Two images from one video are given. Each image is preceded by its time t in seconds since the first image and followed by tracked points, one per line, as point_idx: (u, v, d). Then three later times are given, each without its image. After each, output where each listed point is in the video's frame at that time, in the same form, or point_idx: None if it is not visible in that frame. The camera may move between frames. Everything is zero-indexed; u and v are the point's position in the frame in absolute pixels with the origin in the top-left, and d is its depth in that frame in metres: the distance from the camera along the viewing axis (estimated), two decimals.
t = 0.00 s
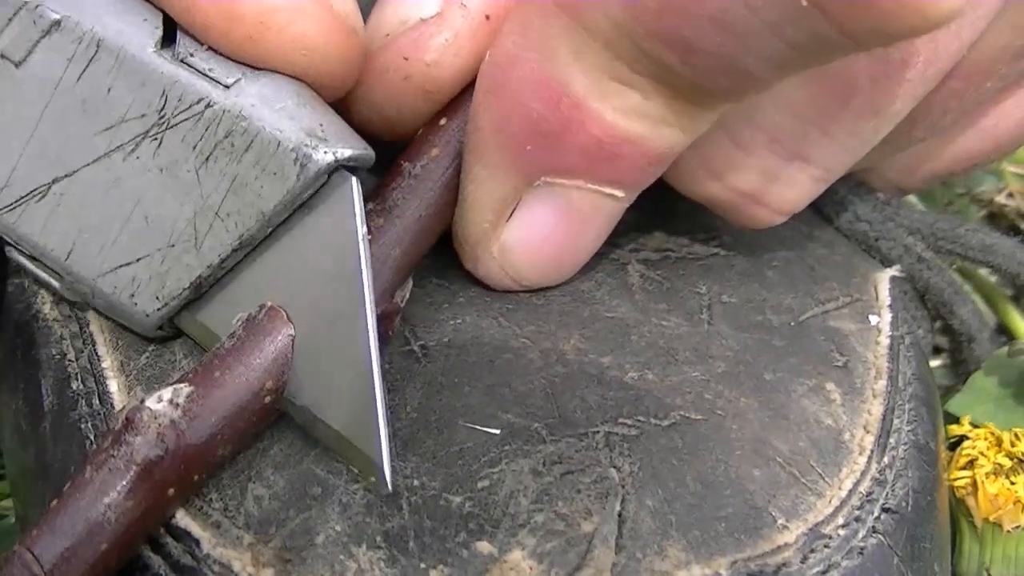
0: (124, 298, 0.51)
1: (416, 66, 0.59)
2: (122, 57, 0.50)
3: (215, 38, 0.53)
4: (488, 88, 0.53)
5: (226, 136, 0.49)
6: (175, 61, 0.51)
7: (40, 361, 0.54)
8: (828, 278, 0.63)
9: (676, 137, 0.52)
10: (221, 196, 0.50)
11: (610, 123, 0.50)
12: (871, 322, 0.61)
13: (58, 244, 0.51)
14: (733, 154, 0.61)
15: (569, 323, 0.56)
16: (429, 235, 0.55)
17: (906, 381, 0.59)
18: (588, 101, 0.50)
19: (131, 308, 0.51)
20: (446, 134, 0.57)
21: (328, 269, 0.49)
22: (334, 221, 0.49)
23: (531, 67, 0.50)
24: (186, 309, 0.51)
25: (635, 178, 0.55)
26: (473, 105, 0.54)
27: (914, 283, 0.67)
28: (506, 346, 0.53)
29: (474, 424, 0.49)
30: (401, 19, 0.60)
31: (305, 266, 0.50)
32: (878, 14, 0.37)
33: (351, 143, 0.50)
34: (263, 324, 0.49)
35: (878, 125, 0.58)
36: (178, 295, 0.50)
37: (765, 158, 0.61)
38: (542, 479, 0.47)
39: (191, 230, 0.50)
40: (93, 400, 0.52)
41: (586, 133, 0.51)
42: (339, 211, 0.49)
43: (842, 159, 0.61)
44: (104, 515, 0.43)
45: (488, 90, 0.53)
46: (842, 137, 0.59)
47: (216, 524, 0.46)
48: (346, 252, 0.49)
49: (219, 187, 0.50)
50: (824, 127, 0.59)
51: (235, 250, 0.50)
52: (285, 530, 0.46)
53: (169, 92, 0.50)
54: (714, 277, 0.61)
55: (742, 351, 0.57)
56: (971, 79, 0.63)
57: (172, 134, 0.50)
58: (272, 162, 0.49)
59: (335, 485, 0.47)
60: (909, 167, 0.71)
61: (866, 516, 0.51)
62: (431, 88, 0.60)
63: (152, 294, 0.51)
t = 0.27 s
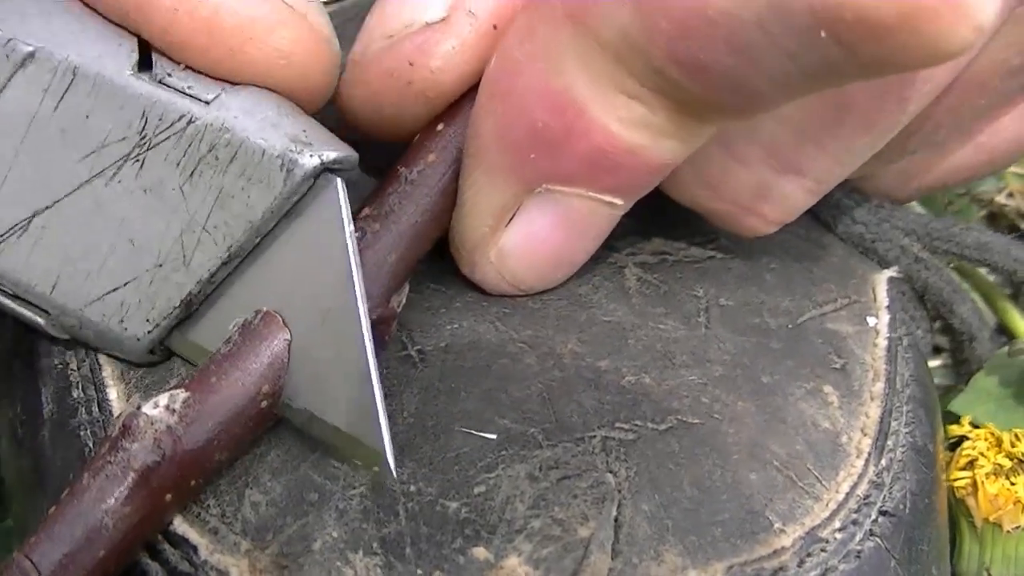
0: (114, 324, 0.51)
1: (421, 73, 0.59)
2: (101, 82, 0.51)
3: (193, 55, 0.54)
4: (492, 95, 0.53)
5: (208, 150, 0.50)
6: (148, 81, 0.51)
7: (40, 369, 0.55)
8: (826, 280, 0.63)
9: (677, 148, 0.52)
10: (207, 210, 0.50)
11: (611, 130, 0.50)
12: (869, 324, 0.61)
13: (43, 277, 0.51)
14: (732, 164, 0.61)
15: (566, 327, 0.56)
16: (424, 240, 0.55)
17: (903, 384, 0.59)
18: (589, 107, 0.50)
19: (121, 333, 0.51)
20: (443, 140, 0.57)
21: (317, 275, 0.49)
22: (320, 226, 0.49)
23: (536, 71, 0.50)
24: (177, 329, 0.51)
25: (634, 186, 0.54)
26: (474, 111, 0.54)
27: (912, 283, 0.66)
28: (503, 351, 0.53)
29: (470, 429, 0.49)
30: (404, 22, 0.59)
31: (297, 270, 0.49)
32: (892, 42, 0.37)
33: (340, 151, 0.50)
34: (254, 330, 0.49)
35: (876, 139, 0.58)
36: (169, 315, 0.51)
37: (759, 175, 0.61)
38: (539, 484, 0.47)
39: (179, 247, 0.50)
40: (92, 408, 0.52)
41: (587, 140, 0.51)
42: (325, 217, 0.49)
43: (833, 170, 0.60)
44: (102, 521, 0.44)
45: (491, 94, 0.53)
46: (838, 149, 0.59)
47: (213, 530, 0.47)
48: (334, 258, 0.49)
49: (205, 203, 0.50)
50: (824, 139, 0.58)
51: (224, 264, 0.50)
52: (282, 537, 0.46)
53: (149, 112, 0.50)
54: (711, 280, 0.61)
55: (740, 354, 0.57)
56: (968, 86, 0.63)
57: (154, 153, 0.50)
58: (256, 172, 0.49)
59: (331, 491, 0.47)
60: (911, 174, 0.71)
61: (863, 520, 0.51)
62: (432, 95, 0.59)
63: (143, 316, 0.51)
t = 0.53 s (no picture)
0: (113, 322, 0.51)
1: (411, 73, 0.59)
2: (104, 84, 0.50)
3: (194, 59, 0.53)
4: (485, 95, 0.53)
5: (207, 155, 0.49)
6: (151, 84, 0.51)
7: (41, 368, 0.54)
8: (825, 280, 0.63)
9: (672, 147, 0.52)
10: (206, 215, 0.50)
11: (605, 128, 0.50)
12: (869, 324, 0.61)
13: (46, 275, 0.51)
14: (728, 160, 0.61)
15: (566, 326, 0.55)
16: (422, 239, 0.55)
17: (903, 384, 0.59)
18: (583, 104, 0.50)
19: (120, 331, 0.51)
20: (438, 141, 0.57)
21: (313, 279, 0.49)
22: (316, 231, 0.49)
23: (528, 70, 0.50)
24: (175, 330, 0.51)
25: (629, 185, 0.54)
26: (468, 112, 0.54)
27: (911, 283, 0.67)
28: (502, 351, 0.53)
29: (470, 429, 0.49)
30: (395, 24, 0.60)
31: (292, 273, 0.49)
32: (879, 31, 0.37)
33: (338, 162, 0.50)
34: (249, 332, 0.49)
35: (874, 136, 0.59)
36: (166, 316, 0.50)
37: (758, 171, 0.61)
38: (538, 484, 0.47)
39: (179, 250, 0.50)
40: (92, 407, 0.52)
41: (580, 139, 0.51)
42: (327, 230, 0.49)
43: (830, 167, 0.61)
44: (98, 523, 0.43)
45: (485, 94, 0.53)
46: (836, 146, 0.59)
47: (213, 529, 0.47)
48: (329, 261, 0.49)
49: (202, 206, 0.50)
50: (820, 135, 0.58)
51: (220, 269, 0.50)
52: (282, 536, 0.46)
53: (150, 115, 0.50)
54: (711, 280, 0.61)
55: (740, 354, 0.57)
56: (965, 86, 0.64)
57: (155, 154, 0.50)
58: (252, 179, 0.49)
59: (331, 491, 0.47)
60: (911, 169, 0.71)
61: (863, 520, 0.51)
62: (425, 92, 0.59)
63: (141, 316, 0.51)
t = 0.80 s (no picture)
0: (110, 326, 0.51)
1: (409, 70, 0.59)
2: (98, 86, 0.50)
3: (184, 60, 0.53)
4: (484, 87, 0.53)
5: (199, 155, 0.50)
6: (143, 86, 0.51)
7: (40, 373, 0.55)
8: (823, 279, 0.64)
9: (665, 143, 0.52)
10: (198, 214, 0.50)
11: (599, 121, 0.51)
12: (868, 322, 0.61)
13: (41, 281, 0.51)
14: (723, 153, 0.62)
15: (563, 325, 0.55)
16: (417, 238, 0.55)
17: (901, 383, 0.59)
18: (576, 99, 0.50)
19: (116, 335, 0.51)
20: (431, 137, 0.57)
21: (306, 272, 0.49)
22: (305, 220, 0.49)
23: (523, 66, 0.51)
24: (170, 331, 0.52)
25: (623, 181, 0.55)
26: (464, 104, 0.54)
27: (909, 283, 0.67)
28: (500, 350, 0.53)
29: (466, 428, 0.49)
30: (394, 20, 0.61)
31: (285, 266, 0.50)
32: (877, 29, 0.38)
33: (326, 155, 0.50)
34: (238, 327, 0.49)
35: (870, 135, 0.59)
36: (161, 318, 0.51)
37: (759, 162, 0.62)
38: (535, 483, 0.47)
39: (174, 248, 0.50)
40: (91, 409, 0.52)
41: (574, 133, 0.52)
42: (314, 223, 0.49)
43: (828, 164, 0.61)
44: (95, 519, 0.43)
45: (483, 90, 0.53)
46: (834, 144, 0.59)
47: (210, 529, 0.47)
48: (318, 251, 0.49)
49: (193, 207, 0.50)
50: (815, 130, 0.59)
51: (214, 267, 0.50)
52: (279, 536, 0.46)
53: (142, 118, 0.50)
54: (709, 279, 0.61)
55: (738, 353, 0.57)
56: (961, 85, 0.64)
57: (147, 158, 0.50)
58: (244, 178, 0.49)
59: (328, 490, 0.47)
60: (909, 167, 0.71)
61: (861, 517, 0.51)
62: (421, 90, 0.60)
63: (137, 318, 0.51)
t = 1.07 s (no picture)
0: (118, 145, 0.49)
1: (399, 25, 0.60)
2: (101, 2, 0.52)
3: None
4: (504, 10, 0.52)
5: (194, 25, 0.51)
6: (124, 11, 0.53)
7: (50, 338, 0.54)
8: (842, 270, 0.61)
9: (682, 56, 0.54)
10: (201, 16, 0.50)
11: None
12: (883, 314, 0.60)
13: (46, 126, 0.50)
14: None
15: (585, 304, 0.54)
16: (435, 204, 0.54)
17: (916, 374, 0.58)
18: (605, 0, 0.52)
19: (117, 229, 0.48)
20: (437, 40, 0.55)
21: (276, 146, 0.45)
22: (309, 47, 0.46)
23: None
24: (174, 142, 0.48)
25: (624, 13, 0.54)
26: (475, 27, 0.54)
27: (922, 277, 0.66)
28: (521, 325, 0.52)
29: (492, 400, 0.49)
30: None
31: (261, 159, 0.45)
32: None
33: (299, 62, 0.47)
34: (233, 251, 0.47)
35: (923, 59, 0.64)
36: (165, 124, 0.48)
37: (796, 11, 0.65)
38: (561, 455, 0.47)
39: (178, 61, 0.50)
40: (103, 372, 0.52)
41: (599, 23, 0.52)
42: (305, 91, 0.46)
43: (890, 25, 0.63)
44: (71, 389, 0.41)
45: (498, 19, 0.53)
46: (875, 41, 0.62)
47: (231, 494, 0.47)
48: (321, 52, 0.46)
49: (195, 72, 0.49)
50: None
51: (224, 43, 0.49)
52: (303, 502, 0.46)
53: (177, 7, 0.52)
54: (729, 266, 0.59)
55: (755, 338, 0.55)
56: (979, 81, 0.65)
57: (167, 53, 0.50)
58: None
59: (352, 458, 0.47)
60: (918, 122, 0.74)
61: (879, 502, 0.51)
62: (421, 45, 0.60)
63: (143, 130, 0.48)
